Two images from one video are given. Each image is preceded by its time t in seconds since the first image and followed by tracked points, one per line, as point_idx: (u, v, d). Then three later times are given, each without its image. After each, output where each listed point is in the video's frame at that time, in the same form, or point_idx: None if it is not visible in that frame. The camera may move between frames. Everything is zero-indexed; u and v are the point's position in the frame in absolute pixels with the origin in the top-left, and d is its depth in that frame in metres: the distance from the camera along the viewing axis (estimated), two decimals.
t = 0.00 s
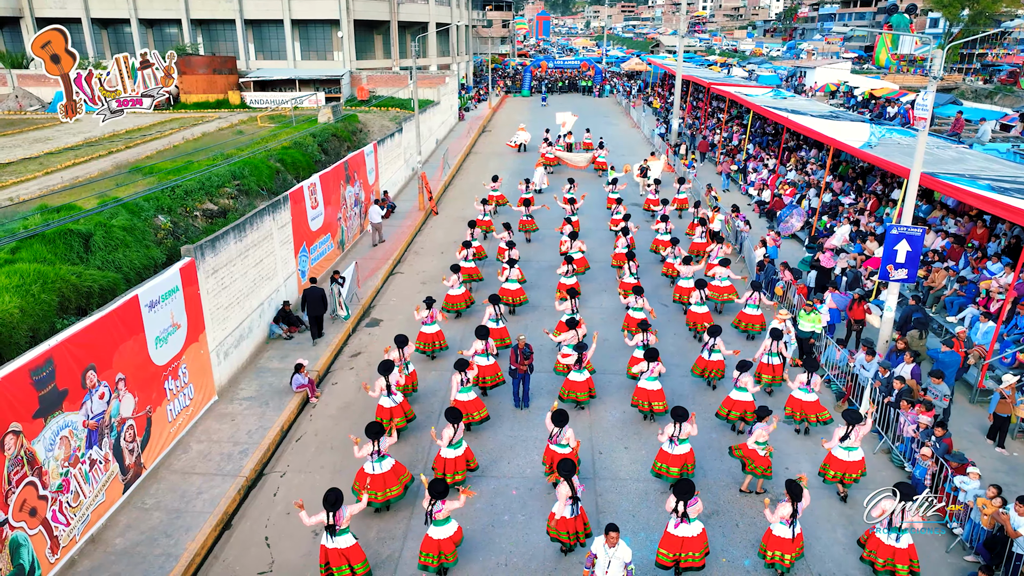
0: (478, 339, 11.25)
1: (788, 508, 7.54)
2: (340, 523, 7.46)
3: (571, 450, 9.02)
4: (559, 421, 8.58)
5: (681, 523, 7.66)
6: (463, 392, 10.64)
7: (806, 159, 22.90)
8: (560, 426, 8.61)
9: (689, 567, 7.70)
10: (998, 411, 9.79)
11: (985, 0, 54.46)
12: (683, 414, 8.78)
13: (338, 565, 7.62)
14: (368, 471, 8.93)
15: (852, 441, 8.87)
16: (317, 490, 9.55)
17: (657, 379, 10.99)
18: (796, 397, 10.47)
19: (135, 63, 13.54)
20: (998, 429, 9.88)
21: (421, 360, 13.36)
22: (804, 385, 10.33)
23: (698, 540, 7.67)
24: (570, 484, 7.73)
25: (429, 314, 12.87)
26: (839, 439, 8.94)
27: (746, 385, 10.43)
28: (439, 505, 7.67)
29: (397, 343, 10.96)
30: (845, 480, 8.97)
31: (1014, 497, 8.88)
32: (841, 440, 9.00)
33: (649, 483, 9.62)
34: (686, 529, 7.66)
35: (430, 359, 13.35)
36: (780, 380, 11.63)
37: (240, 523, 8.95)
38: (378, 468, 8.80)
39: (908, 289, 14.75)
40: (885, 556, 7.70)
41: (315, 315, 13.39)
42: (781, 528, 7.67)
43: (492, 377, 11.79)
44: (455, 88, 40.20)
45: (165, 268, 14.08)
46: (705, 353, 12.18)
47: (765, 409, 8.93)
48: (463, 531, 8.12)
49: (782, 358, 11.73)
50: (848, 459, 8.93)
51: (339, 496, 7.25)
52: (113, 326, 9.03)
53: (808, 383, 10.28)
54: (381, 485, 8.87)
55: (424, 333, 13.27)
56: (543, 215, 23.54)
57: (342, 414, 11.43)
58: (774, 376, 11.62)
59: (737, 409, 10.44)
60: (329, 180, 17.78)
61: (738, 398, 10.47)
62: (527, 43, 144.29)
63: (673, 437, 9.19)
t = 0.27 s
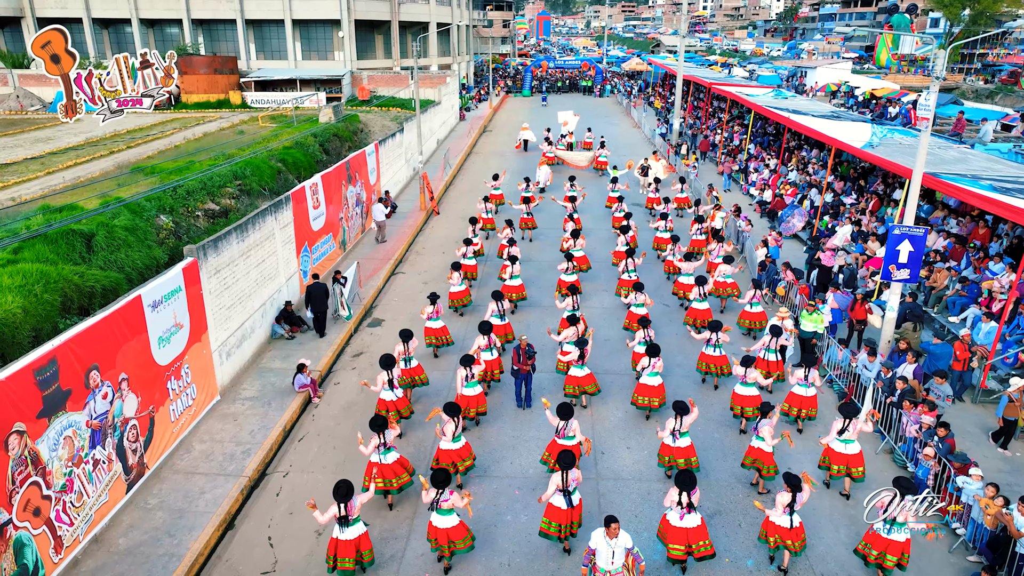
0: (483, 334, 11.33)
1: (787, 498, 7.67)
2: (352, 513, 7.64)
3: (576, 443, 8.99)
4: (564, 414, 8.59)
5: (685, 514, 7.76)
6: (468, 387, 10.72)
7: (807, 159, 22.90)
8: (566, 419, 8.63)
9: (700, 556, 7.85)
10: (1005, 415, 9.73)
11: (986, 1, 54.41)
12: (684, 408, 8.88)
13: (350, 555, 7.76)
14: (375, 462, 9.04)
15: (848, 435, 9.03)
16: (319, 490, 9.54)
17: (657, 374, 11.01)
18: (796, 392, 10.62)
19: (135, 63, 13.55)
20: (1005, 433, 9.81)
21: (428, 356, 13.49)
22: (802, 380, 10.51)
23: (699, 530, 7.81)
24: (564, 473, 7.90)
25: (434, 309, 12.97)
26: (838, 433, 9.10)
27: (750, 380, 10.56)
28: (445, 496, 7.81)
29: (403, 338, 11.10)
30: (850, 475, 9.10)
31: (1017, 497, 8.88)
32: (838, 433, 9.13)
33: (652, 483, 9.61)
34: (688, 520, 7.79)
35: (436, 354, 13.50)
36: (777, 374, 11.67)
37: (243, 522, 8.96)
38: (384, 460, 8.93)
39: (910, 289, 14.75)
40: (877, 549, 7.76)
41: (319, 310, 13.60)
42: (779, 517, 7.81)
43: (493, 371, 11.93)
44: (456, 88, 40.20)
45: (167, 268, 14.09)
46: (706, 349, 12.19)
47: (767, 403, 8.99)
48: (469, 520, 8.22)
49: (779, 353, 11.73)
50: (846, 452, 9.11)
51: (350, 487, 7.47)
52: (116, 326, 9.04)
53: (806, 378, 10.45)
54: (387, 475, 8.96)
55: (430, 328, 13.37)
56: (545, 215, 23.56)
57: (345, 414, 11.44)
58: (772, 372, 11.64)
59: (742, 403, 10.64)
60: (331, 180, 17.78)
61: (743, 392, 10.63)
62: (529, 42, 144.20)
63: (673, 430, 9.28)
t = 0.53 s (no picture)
0: (486, 332, 11.33)
1: (781, 492, 7.81)
2: (360, 508, 7.72)
3: (581, 438, 9.40)
4: (570, 410, 8.89)
5: (684, 509, 7.87)
6: (474, 384, 10.95)
7: (808, 160, 22.90)
8: (572, 415, 8.94)
9: (696, 549, 8.00)
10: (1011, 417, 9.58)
11: (986, 1, 54.38)
12: (684, 404, 9.11)
13: (360, 548, 7.87)
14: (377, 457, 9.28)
15: (841, 430, 9.17)
16: (321, 490, 9.55)
17: (657, 371, 11.25)
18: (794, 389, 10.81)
19: (135, 63, 13.54)
20: (1008, 439, 9.67)
21: (429, 353, 13.60)
22: (800, 377, 10.65)
23: (697, 525, 7.94)
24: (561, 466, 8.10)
25: (437, 307, 13.16)
26: (832, 427, 9.23)
27: (753, 378, 10.63)
28: (449, 493, 7.85)
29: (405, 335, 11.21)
30: (844, 470, 9.20)
31: (1018, 497, 8.89)
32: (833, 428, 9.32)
33: (655, 483, 9.60)
34: (688, 514, 7.90)
35: (437, 352, 13.58)
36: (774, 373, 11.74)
37: (245, 523, 8.96)
38: (387, 455, 9.16)
39: (911, 289, 14.76)
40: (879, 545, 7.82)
41: (320, 308, 13.65)
42: (773, 510, 7.99)
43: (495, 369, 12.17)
44: (457, 88, 40.21)
45: (169, 268, 14.09)
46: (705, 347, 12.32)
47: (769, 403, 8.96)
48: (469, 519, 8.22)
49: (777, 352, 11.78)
50: (840, 447, 9.21)
51: (359, 482, 7.56)
52: (119, 326, 9.06)
53: (804, 374, 10.60)
54: (387, 470, 9.22)
55: (431, 326, 13.53)
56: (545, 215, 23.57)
57: (347, 414, 11.44)
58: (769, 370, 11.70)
59: (745, 401, 10.68)
60: (332, 180, 17.78)
61: (745, 390, 10.71)
62: (530, 42, 144.12)
63: (671, 425, 9.51)
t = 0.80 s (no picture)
0: (489, 330, 11.31)
1: (778, 485, 7.97)
2: (364, 501, 7.74)
3: (583, 433, 9.58)
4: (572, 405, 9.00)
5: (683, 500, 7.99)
6: (476, 379, 11.04)
7: (810, 160, 22.89)
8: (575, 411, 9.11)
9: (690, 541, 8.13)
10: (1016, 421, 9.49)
11: (987, 1, 54.28)
12: (684, 399, 9.21)
13: (365, 541, 7.90)
14: (378, 449, 9.39)
15: (838, 425, 9.32)
16: (323, 490, 9.56)
17: (656, 367, 11.34)
18: (793, 385, 10.88)
19: (135, 62, 13.59)
20: (1013, 443, 9.57)
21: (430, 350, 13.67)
22: (799, 373, 10.76)
23: (694, 517, 8.07)
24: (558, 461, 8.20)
25: (440, 304, 13.33)
26: (828, 421, 9.39)
27: (755, 374, 10.83)
28: (450, 485, 7.96)
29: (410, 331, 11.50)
30: (833, 463, 9.38)
31: (1021, 498, 8.88)
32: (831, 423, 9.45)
33: (657, 484, 9.59)
34: (687, 506, 8.04)
35: (439, 349, 13.59)
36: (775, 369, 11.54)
37: (247, 523, 8.98)
38: (388, 447, 9.25)
39: (913, 290, 14.75)
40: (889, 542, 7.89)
41: (320, 302, 14.01)
42: (770, 502, 8.14)
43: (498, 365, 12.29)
44: (458, 88, 40.21)
45: (170, 268, 14.09)
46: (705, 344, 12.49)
47: (769, 399, 8.99)
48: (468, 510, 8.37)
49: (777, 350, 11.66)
50: (839, 441, 9.36)
51: (365, 475, 7.61)
52: (121, 327, 9.06)
53: (803, 370, 10.72)
54: (390, 463, 9.28)
55: (433, 322, 13.66)
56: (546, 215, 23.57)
57: (348, 415, 11.45)
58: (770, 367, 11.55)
59: (745, 396, 10.96)
60: (333, 181, 17.79)
61: (746, 386, 10.97)
62: (531, 42, 144.04)
63: (670, 420, 9.68)
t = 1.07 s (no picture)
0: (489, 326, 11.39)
1: (778, 481, 8.00)
2: (364, 497, 7.87)
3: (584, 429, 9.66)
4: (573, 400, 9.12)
5: (681, 494, 8.16)
6: (478, 375, 11.17)
7: (810, 161, 22.91)
8: (577, 406, 9.19)
9: (689, 535, 8.33)
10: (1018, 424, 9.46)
11: (988, 1, 54.23)
12: (684, 395, 9.23)
13: (365, 536, 8.02)
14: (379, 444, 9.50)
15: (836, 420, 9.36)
16: (325, 492, 9.56)
17: (653, 364, 11.48)
18: (791, 383, 11.01)
19: (135, 63, 13.63)
20: (1017, 446, 9.54)
21: (435, 348, 13.78)
22: (797, 371, 10.85)
23: (694, 510, 8.27)
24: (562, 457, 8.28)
25: (444, 301, 13.41)
26: (828, 418, 9.40)
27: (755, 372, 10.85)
28: (456, 482, 8.05)
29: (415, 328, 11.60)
30: (833, 458, 9.51)
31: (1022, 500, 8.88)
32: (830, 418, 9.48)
33: (659, 486, 9.57)
34: (685, 500, 8.22)
35: (444, 346, 13.76)
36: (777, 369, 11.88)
37: (248, 524, 8.98)
38: (388, 442, 9.35)
39: (914, 291, 14.75)
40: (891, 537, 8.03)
41: (322, 300, 14.29)
42: (770, 500, 8.17)
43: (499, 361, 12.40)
44: (458, 89, 40.23)
45: (172, 269, 14.09)
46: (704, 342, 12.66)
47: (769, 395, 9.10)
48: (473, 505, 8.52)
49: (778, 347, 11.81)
50: (837, 436, 9.50)
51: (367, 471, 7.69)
52: (123, 328, 9.07)
53: (801, 369, 10.80)
54: (392, 457, 9.43)
55: (437, 320, 13.73)
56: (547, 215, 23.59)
57: (350, 416, 11.46)
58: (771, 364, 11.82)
59: (749, 395, 10.98)
60: (334, 182, 17.80)
61: (747, 384, 11.01)
62: (531, 42, 144.04)
63: (672, 416, 9.70)
